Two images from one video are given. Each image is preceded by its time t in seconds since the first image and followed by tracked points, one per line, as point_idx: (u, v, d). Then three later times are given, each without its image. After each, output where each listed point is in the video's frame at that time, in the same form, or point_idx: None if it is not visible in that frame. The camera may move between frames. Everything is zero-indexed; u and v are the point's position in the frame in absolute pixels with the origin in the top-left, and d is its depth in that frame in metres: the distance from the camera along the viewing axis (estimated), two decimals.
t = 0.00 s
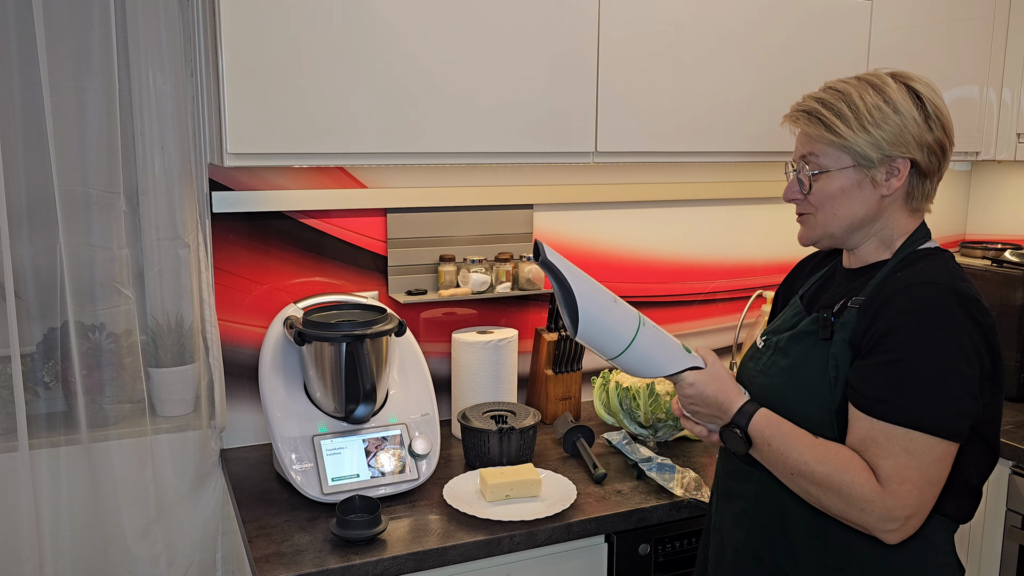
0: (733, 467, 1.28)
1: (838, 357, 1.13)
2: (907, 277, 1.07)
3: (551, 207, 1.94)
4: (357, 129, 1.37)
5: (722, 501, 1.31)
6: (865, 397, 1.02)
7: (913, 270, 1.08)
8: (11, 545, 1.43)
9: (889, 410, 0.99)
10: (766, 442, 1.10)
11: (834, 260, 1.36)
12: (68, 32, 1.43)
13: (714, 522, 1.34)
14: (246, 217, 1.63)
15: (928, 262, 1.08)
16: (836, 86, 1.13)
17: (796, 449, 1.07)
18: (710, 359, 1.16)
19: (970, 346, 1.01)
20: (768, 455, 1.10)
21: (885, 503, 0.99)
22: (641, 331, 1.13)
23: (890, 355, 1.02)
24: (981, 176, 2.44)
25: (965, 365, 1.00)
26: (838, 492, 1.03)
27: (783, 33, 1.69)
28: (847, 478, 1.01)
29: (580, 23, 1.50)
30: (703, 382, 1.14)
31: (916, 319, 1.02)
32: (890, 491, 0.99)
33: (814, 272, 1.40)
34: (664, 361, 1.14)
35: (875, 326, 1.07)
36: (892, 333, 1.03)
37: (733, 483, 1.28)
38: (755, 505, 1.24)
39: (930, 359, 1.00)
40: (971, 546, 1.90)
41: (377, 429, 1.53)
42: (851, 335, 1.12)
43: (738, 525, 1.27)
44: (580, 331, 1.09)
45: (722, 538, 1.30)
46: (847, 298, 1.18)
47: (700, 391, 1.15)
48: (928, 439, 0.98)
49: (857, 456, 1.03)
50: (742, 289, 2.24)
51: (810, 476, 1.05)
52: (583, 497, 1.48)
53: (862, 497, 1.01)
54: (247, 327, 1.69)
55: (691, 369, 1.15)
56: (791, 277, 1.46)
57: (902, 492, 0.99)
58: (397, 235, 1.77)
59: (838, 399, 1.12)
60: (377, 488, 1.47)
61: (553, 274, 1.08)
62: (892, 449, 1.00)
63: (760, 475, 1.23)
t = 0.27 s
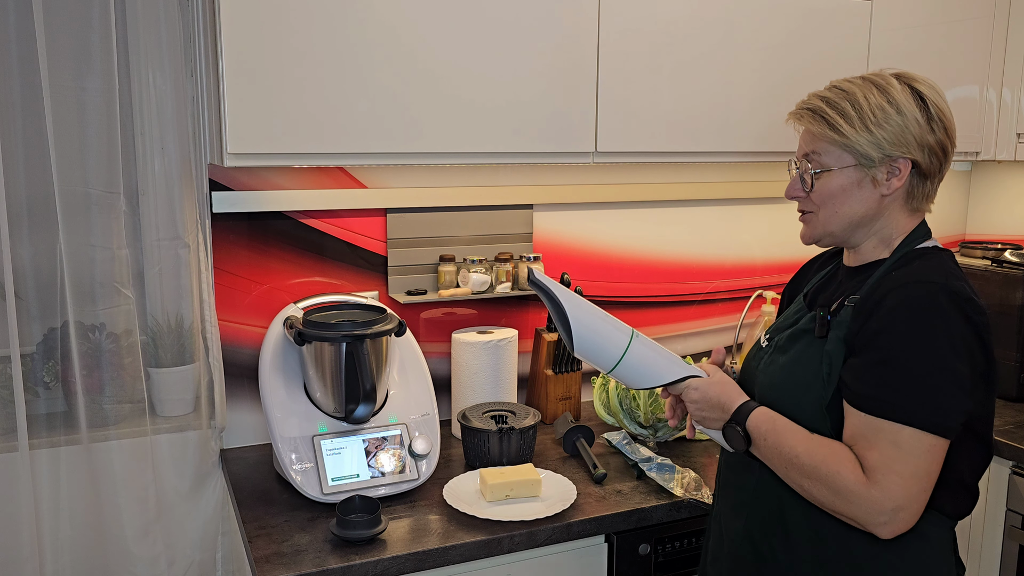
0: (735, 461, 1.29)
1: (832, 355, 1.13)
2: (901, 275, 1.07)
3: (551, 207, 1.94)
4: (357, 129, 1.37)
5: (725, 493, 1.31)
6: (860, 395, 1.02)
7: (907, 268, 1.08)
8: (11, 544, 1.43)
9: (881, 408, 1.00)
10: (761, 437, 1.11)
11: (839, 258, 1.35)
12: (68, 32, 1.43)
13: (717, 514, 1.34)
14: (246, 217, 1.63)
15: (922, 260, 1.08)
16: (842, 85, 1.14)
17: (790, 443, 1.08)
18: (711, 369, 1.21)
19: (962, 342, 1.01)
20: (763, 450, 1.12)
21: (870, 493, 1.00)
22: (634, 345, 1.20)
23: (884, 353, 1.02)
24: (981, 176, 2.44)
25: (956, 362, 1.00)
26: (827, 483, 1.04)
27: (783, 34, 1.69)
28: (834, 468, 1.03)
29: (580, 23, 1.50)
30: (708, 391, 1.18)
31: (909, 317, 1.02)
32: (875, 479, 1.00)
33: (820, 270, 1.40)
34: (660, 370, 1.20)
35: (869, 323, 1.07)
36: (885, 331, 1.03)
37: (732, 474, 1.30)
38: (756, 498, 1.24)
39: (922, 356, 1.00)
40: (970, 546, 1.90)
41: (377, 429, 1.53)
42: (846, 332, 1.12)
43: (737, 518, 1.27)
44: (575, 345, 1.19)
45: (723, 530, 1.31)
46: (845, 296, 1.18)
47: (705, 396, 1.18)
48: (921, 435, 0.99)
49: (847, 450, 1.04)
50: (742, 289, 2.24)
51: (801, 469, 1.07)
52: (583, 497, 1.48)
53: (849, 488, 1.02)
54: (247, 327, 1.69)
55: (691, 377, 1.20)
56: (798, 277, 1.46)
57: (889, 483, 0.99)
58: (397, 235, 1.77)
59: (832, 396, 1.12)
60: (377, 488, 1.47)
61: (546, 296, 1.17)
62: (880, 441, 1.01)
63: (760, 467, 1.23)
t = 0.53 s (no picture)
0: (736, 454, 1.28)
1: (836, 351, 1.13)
2: (903, 273, 1.08)
3: (551, 207, 1.94)
4: (356, 129, 1.37)
5: (723, 486, 1.30)
6: (864, 390, 1.03)
7: (910, 266, 1.09)
8: (11, 545, 1.43)
9: (885, 403, 1.01)
10: (775, 429, 1.10)
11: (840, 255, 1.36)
12: (68, 32, 1.43)
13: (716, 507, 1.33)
14: (245, 217, 1.63)
15: (925, 257, 1.09)
16: (853, 84, 1.14)
17: (803, 437, 1.07)
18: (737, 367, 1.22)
19: (964, 337, 1.01)
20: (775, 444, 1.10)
21: (888, 486, 0.99)
22: (646, 320, 1.22)
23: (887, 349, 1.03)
24: (981, 176, 2.44)
25: (958, 357, 1.00)
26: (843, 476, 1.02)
27: (783, 34, 1.69)
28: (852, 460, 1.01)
29: (580, 23, 1.51)
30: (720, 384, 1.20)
31: (911, 313, 1.03)
32: (892, 473, 0.99)
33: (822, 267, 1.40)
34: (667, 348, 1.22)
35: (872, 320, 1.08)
36: (888, 327, 1.04)
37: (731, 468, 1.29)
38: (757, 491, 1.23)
39: (925, 351, 1.01)
40: (971, 546, 1.90)
41: (377, 429, 1.53)
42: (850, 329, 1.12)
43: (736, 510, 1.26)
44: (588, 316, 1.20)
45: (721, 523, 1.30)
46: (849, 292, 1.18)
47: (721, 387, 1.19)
48: (928, 429, 0.99)
49: (860, 443, 1.03)
50: (742, 289, 2.24)
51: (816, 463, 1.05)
52: (583, 497, 1.48)
53: (865, 481, 1.00)
54: (247, 328, 1.69)
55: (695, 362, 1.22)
56: (799, 274, 1.46)
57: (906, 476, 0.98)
58: (397, 235, 1.77)
59: (835, 392, 1.12)
60: (377, 488, 1.47)
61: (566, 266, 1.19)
62: (896, 434, 1.00)
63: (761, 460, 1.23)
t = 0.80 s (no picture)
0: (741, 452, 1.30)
1: (847, 348, 1.14)
2: (910, 274, 1.09)
3: (551, 207, 1.94)
4: (356, 129, 1.37)
5: (728, 481, 1.32)
6: (886, 393, 1.04)
7: (915, 266, 1.10)
8: (11, 545, 1.43)
9: (909, 404, 1.02)
10: (798, 447, 1.12)
11: (833, 252, 1.37)
12: (67, 32, 1.43)
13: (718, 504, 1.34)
14: (245, 217, 1.63)
15: (929, 257, 1.11)
16: (858, 85, 1.17)
17: (827, 451, 1.09)
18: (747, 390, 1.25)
19: (974, 332, 1.04)
20: (800, 462, 1.12)
21: (918, 489, 1.01)
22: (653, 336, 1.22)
23: (903, 351, 1.04)
24: (981, 176, 2.44)
25: (972, 353, 1.03)
26: (872, 485, 1.05)
27: (783, 34, 1.69)
28: (878, 468, 1.04)
29: (580, 23, 1.50)
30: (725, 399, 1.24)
31: (924, 314, 1.04)
32: (920, 475, 1.01)
33: (814, 264, 1.41)
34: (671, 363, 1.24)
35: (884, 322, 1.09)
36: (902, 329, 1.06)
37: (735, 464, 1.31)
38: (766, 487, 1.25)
39: (942, 350, 1.02)
40: (970, 547, 1.89)
41: (377, 429, 1.53)
42: (861, 328, 1.13)
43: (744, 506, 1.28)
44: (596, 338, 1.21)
45: (726, 519, 1.31)
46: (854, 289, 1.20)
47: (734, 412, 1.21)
48: (951, 425, 1.01)
49: (886, 451, 1.05)
50: (742, 288, 2.24)
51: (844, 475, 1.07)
52: (583, 497, 1.48)
53: (895, 488, 1.03)
54: (247, 328, 1.69)
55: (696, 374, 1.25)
56: (791, 270, 1.47)
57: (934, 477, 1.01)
58: (397, 235, 1.77)
59: (846, 389, 1.14)
60: (377, 488, 1.47)
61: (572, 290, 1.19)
62: (921, 439, 1.02)
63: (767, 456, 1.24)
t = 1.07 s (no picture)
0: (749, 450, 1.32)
1: (859, 347, 1.15)
2: (918, 273, 1.12)
3: (551, 207, 1.94)
4: (356, 129, 1.37)
5: (735, 484, 1.32)
6: (900, 390, 1.06)
7: (922, 265, 1.13)
8: (11, 545, 1.43)
9: (924, 400, 1.04)
10: (797, 474, 1.14)
11: (826, 251, 1.38)
12: (67, 32, 1.43)
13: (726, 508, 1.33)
14: (245, 217, 1.63)
15: (935, 256, 1.14)
16: (835, 88, 1.20)
17: (829, 471, 1.12)
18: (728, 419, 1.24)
19: (982, 330, 1.07)
20: (802, 488, 1.14)
21: (929, 489, 1.04)
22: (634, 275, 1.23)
23: (914, 348, 1.07)
24: (981, 176, 2.44)
25: (981, 350, 1.06)
26: (882, 493, 1.07)
27: (783, 34, 1.69)
28: (886, 475, 1.06)
29: (579, 23, 1.50)
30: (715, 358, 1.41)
31: (934, 313, 1.07)
32: (931, 476, 1.04)
33: (807, 264, 1.42)
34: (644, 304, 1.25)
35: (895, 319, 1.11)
36: (913, 327, 1.08)
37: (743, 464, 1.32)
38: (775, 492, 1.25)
39: (954, 347, 1.05)
40: (970, 547, 1.88)
41: (377, 429, 1.53)
42: (872, 328, 1.15)
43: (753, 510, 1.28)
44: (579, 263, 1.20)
45: (735, 521, 1.31)
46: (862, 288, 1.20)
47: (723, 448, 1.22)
48: (960, 422, 1.04)
49: (894, 457, 1.08)
50: (742, 289, 2.24)
51: (851, 489, 1.10)
52: (583, 497, 1.48)
53: (907, 492, 1.05)
54: (247, 328, 1.69)
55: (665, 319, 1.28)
56: (784, 271, 1.47)
57: (943, 475, 1.04)
58: (397, 235, 1.77)
59: (859, 387, 1.15)
60: (377, 488, 1.47)
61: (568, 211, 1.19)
62: (931, 437, 1.05)
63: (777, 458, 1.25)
